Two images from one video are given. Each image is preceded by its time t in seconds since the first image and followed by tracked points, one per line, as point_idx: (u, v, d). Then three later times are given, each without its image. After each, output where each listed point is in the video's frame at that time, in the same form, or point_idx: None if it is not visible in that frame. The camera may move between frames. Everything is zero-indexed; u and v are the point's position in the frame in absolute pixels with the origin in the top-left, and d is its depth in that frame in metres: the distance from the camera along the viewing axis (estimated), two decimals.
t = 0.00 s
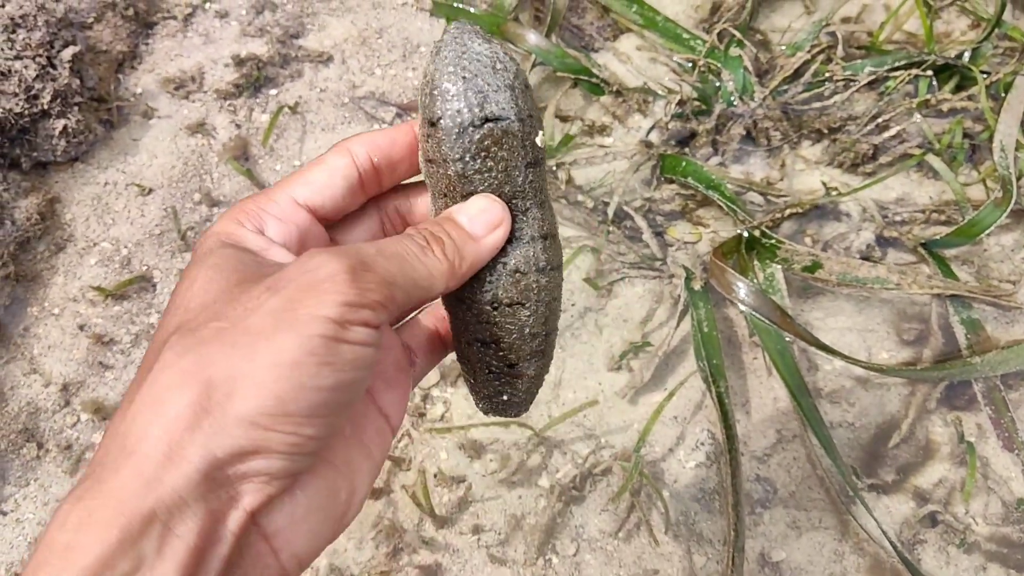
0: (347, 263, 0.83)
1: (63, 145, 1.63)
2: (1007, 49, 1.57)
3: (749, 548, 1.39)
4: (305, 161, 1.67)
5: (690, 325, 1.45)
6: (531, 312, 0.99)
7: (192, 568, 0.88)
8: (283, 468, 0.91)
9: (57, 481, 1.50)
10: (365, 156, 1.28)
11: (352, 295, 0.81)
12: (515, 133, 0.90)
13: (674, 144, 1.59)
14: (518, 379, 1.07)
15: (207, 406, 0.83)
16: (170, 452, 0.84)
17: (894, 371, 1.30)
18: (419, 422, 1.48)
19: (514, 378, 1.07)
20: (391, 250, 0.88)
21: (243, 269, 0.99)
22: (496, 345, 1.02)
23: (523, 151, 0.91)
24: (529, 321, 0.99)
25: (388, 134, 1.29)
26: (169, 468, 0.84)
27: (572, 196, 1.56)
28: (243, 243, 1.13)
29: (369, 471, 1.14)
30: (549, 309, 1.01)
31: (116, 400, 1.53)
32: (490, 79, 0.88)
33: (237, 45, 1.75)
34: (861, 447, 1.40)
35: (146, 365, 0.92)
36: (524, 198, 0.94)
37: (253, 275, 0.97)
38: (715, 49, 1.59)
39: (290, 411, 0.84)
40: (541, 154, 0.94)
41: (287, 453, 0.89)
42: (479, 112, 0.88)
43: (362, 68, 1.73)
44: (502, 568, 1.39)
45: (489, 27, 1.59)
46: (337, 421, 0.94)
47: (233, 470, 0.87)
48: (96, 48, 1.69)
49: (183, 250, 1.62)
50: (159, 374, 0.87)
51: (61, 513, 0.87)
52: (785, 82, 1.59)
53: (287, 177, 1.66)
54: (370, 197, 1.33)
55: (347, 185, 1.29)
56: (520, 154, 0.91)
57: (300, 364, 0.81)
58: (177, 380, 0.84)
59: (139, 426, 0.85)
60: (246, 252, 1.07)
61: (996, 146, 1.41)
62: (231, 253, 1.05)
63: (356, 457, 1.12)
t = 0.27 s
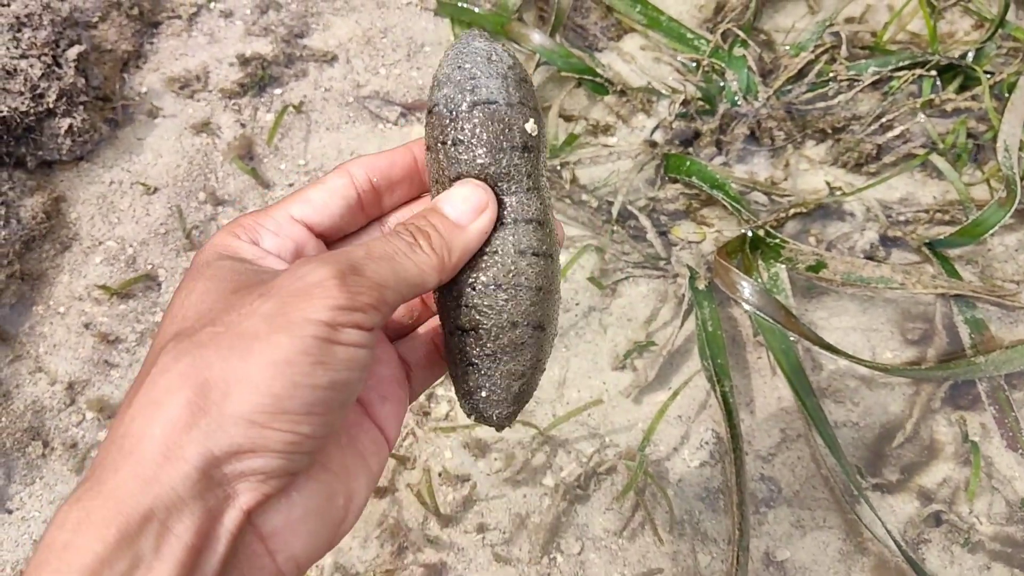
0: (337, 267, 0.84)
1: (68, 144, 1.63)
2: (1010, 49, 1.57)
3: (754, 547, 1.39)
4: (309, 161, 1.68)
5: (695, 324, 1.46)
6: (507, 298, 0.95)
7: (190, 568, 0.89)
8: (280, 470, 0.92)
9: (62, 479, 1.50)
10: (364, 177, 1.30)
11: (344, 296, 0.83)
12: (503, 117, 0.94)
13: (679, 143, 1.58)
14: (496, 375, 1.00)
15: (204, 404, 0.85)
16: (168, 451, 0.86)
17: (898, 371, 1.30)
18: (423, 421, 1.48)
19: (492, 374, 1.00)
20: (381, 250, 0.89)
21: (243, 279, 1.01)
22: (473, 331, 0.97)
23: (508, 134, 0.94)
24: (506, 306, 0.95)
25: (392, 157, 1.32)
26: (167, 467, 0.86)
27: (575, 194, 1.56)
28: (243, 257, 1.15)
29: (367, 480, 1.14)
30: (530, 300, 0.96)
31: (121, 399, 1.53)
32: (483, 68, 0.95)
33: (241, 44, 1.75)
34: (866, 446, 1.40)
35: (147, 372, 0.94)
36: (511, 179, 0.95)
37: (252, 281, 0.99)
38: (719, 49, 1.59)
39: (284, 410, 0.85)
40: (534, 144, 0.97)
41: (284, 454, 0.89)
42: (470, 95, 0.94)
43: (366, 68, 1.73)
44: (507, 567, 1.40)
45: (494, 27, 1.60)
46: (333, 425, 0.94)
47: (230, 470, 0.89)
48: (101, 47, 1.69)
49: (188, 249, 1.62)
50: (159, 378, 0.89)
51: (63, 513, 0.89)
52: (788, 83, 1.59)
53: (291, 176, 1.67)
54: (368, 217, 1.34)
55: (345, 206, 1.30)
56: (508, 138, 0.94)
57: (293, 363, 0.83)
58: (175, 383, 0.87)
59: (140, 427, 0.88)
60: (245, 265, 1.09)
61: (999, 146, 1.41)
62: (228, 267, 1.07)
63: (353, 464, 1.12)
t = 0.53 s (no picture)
0: (363, 295, 0.86)
1: (71, 143, 1.63)
2: (1015, 49, 1.57)
3: (758, 547, 1.39)
4: (312, 160, 1.67)
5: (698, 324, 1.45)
6: (537, 334, 0.96)
7: None
8: (299, 493, 0.91)
9: (65, 478, 1.50)
10: (383, 202, 1.31)
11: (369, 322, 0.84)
12: (529, 150, 0.93)
13: (682, 143, 1.58)
14: (523, 407, 1.02)
15: (227, 426, 0.84)
16: (190, 472, 0.85)
17: (903, 371, 1.30)
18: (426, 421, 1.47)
19: (519, 407, 1.01)
20: (404, 279, 0.90)
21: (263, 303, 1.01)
22: (500, 365, 0.98)
23: (536, 168, 0.94)
24: (534, 343, 0.97)
25: (410, 181, 1.33)
26: (190, 489, 0.85)
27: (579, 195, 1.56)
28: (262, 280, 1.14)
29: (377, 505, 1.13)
30: (558, 335, 0.98)
31: (123, 398, 1.53)
32: (508, 98, 0.94)
33: (244, 43, 1.75)
34: (870, 446, 1.40)
35: (166, 395, 0.93)
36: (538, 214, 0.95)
37: (272, 306, 0.99)
38: (723, 48, 1.59)
39: (307, 434, 0.85)
40: (559, 176, 0.96)
41: (305, 478, 0.89)
42: (495, 126, 0.93)
43: (369, 66, 1.73)
44: (510, 567, 1.40)
45: (497, 26, 1.59)
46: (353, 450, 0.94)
47: (252, 493, 0.88)
48: (103, 46, 1.69)
49: (191, 248, 1.62)
50: (181, 400, 0.88)
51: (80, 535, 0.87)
52: (792, 82, 1.59)
53: (294, 175, 1.66)
54: (383, 240, 1.35)
55: (363, 229, 1.30)
56: (534, 171, 0.93)
57: (318, 387, 0.83)
58: (200, 403, 0.86)
59: (162, 449, 0.86)
60: (264, 288, 1.08)
61: (1004, 146, 1.40)
62: (246, 290, 1.07)
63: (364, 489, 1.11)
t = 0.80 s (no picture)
0: (371, 303, 0.86)
1: (71, 142, 1.62)
2: (1016, 49, 1.55)
3: (758, 548, 1.39)
4: (312, 160, 1.67)
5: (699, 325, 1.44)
6: (545, 345, 0.94)
7: None
8: (303, 501, 0.91)
9: (64, 478, 1.50)
10: (392, 209, 1.31)
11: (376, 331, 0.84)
12: (538, 161, 0.92)
13: (683, 142, 1.58)
14: (531, 420, 0.99)
15: (233, 434, 0.84)
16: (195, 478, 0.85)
17: (904, 372, 1.29)
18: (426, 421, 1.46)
19: (526, 420, 0.98)
20: (413, 289, 0.90)
21: (271, 309, 1.01)
22: (507, 376, 0.96)
23: (547, 181, 0.92)
24: (542, 354, 0.94)
25: (419, 188, 1.33)
26: (196, 495, 0.85)
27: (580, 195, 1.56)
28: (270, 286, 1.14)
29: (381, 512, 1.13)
30: (568, 347, 0.95)
31: (123, 398, 1.53)
32: (518, 108, 0.92)
33: (244, 43, 1.74)
34: (870, 447, 1.40)
35: (175, 400, 0.94)
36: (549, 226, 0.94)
37: (280, 312, 0.99)
38: (723, 49, 1.58)
39: (312, 443, 0.85)
40: (570, 187, 0.95)
41: (309, 486, 0.89)
42: (505, 137, 0.91)
43: (370, 66, 1.73)
44: (510, 568, 1.39)
45: (498, 26, 1.59)
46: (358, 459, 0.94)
47: (255, 501, 0.88)
48: (104, 45, 1.69)
49: (191, 248, 1.62)
50: (189, 405, 0.88)
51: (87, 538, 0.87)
52: (793, 82, 1.58)
53: (294, 175, 1.66)
54: (391, 246, 1.35)
55: (371, 236, 1.30)
56: (545, 183, 0.92)
57: (324, 396, 0.83)
58: (207, 410, 0.86)
59: (168, 454, 0.87)
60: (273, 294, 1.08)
61: (1006, 146, 1.40)
62: (254, 295, 1.07)
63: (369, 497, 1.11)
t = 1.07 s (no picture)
0: (373, 323, 0.86)
1: (72, 139, 1.62)
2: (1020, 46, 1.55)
3: (759, 547, 1.39)
4: (314, 156, 1.67)
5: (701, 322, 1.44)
6: (543, 368, 0.93)
7: None
8: (304, 521, 0.90)
9: (66, 474, 1.50)
10: (393, 227, 1.30)
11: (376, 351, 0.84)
12: (540, 184, 0.91)
13: (685, 140, 1.58)
14: (528, 442, 0.98)
15: (235, 452, 0.85)
16: (197, 495, 0.85)
17: (907, 369, 1.29)
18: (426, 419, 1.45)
19: (523, 442, 0.98)
20: (414, 308, 0.90)
21: (275, 326, 1.01)
22: (504, 398, 0.96)
23: (548, 204, 0.92)
24: (540, 377, 0.94)
25: (421, 206, 1.32)
26: (198, 513, 0.85)
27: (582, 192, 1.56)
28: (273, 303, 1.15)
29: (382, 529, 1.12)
30: (566, 371, 0.95)
31: (124, 395, 1.53)
32: (520, 130, 0.92)
33: (246, 39, 1.74)
34: (872, 445, 1.40)
35: (180, 416, 0.94)
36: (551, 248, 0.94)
37: (283, 330, 1.00)
38: (726, 46, 1.58)
39: (312, 462, 0.85)
40: (572, 209, 0.94)
41: (310, 505, 0.89)
42: (507, 160, 0.91)
43: (372, 63, 1.72)
44: (511, 565, 1.40)
45: (500, 22, 1.58)
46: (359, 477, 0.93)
47: (255, 519, 0.88)
48: (105, 41, 1.68)
49: (193, 244, 1.62)
50: (193, 422, 0.89)
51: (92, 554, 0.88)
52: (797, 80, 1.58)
53: (296, 171, 1.66)
54: (393, 263, 1.34)
55: (372, 254, 1.30)
56: (546, 206, 0.92)
57: (324, 415, 0.83)
58: (210, 428, 0.87)
59: (172, 471, 0.87)
60: (277, 311, 1.09)
61: (1010, 145, 1.42)
62: (257, 313, 1.07)
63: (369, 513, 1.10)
